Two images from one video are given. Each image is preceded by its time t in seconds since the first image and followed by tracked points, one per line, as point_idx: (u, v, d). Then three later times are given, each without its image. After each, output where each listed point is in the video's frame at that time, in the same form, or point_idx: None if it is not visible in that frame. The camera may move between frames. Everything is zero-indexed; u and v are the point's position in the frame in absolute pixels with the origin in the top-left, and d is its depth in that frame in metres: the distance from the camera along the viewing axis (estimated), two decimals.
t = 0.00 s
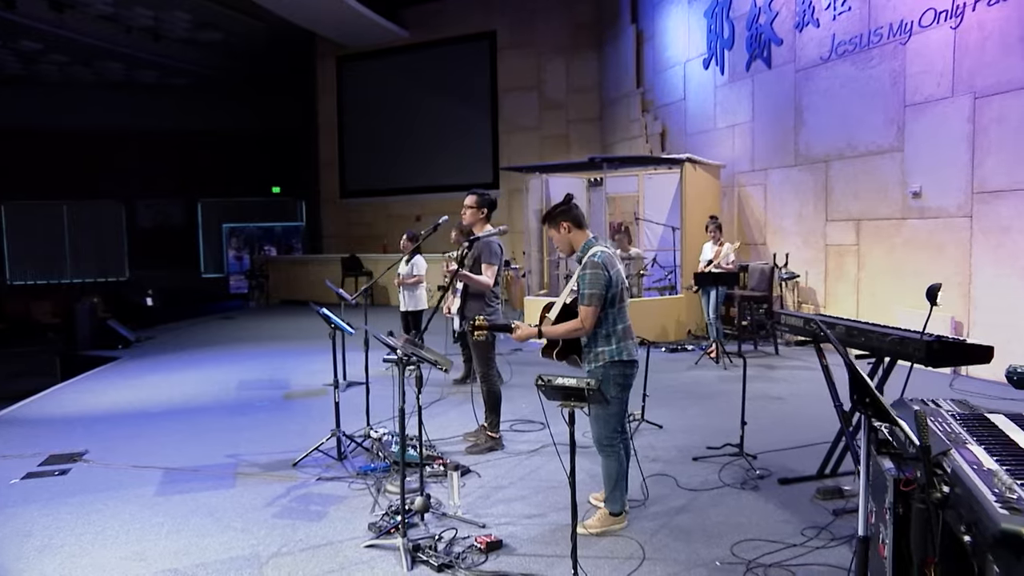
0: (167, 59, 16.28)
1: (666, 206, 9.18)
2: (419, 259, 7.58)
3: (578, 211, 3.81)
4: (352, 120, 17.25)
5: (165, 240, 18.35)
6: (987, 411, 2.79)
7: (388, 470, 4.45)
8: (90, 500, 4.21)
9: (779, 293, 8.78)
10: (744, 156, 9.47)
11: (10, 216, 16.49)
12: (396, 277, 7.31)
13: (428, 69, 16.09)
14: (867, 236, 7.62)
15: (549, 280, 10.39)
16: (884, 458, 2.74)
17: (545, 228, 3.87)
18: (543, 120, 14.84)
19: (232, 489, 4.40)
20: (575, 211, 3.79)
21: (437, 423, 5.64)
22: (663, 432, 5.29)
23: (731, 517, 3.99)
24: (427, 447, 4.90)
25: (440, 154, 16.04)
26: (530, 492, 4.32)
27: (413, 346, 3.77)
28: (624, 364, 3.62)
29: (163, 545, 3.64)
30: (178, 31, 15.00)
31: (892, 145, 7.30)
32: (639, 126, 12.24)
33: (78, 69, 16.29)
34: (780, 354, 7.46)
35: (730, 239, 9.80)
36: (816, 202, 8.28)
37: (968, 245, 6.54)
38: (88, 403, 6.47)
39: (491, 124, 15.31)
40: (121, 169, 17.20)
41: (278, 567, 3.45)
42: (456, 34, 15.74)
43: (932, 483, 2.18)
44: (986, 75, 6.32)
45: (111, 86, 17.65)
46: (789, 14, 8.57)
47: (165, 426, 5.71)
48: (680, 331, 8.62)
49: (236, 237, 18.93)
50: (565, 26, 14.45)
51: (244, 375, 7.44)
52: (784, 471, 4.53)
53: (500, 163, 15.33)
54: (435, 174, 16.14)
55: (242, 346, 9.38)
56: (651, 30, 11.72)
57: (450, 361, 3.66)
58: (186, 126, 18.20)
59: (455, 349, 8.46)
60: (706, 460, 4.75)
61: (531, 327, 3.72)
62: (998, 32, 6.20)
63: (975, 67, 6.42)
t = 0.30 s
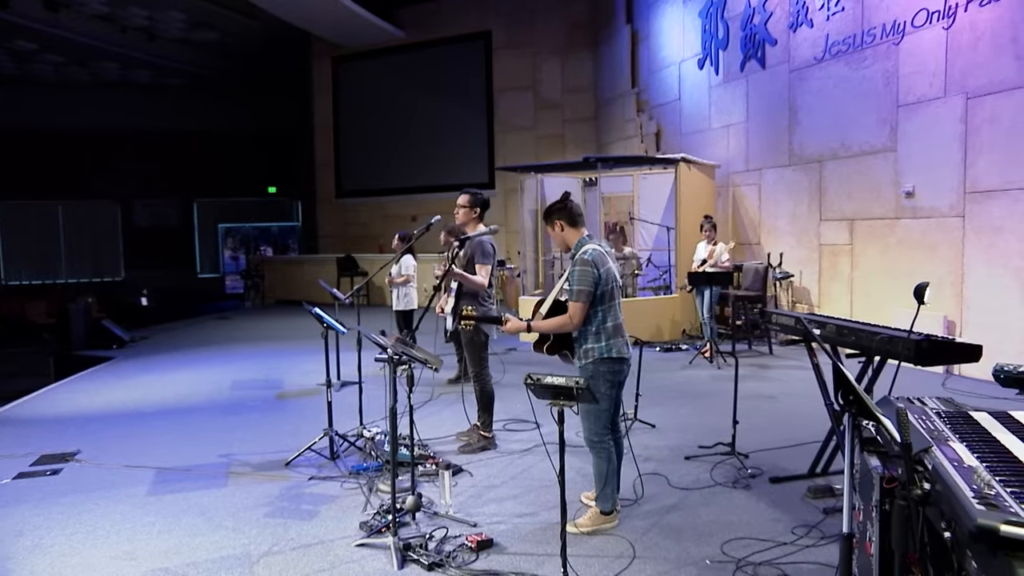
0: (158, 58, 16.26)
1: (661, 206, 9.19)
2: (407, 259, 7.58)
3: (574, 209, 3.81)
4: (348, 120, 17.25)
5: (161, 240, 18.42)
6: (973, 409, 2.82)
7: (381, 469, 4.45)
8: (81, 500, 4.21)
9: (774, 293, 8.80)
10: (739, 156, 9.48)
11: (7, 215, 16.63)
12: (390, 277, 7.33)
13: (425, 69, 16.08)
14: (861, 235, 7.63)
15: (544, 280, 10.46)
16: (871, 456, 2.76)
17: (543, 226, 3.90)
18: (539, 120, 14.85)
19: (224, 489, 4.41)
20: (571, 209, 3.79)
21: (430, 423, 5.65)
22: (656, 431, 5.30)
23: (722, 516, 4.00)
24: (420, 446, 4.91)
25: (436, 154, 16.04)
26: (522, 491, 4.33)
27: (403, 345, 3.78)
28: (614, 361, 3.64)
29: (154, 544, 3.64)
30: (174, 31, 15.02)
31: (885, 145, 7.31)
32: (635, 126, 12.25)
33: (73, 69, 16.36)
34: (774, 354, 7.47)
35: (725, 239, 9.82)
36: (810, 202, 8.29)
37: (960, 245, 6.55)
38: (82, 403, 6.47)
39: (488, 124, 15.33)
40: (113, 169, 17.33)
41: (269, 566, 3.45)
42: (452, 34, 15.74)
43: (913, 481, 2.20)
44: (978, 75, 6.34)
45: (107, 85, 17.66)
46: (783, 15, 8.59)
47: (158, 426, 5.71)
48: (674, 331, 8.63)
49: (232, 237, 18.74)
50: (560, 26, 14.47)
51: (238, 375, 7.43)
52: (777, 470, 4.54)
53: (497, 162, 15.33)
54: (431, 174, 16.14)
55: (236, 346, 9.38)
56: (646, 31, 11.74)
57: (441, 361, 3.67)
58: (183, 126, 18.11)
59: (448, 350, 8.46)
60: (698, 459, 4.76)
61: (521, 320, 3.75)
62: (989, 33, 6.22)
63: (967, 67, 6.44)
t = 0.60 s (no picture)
0: (164, 63, 16.39)
1: (655, 206, 9.34)
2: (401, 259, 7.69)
3: (563, 213, 3.91)
4: (347, 123, 17.33)
5: (164, 242, 18.47)
6: (950, 406, 2.90)
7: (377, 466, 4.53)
8: (84, 495, 4.29)
9: (765, 292, 8.89)
10: (731, 158, 9.57)
11: (13, 217, 16.67)
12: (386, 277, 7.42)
13: (424, 73, 16.17)
14: (850, 236, 7.73)
15: (541, 280, 10.58)
16: (853, 451, 2.85)
17: (533, 230, 3.99)
18: (535, 123, 14.94)
19: (223, 484, 4.49)
20: (559, 213, 3.88)
21: (426, 420, 5.76)
22: (648, 428, 5.39)
23: (711, 511, 4.09)
24: (415, 444, 4.99)
25: (434, 155, 16.14)
26: (515, 487, 4.41)
27: (398, 344, 3.86)
28: (608, 356, 3.71)
29: (155, 539, 3.72)
30: (176, 35, 15.13)
31: (874, 148, 7.40)
32: (629, 129, 12.33)
33: (79, 74, 16.38)
34: (765, 352, 7.57)
35: (717, 240, 9.92)
36: (800, 203, 8.39)
37: (946, 245, 6.66)
38: (85, 401, 6.55)
39: (485, 127, 15.43)
40: (125, 171, 17.45)
41: (266, 560, 3.54)
42: (451, 38, 15.82)
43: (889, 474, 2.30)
44: (963, 80, 6.44)
45: (110, 90, 17.56)
46: (774, 20, 8.68)
47: (159, 423, 5.79)
48: (667, 330, 8.72)
49: (234, 237, 18.82)
50: (557, 30, 14.55)
51: (238, 373, 7.52)
52: (765, 466, 4.62)
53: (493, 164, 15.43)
54: (429, 175, 16.25)
55: (236, 345, 9.46)
56: (640, 34, 11.85)
57: (434, 360, 3.77)
58: (180, 129, 18.07)
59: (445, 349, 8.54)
60: (689, 456, 4.85)
61: (514, 320, 3.85)
62: (974, 39, 6.32)
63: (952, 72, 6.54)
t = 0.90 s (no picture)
0: (174, 71, 16.45)
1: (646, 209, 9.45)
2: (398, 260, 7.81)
3: (556, 215, 4.05)
4: (349, 128, 17.60)
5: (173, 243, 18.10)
6: (919, 399, 3.01)
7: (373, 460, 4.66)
8: (92, 487, 4.42)
9: (751, 292, 9.07)
10: (719, 162, 9.74)
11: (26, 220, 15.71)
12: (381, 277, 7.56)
13: (424, 81, 16.29)
14: (833, 238, 7.90)
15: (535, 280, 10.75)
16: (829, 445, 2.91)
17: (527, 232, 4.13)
18: (530, 128, 15.11)
19: (225, 477, 4.62)
20: (553, 215, 4.03)
21: (423, 415, 5.90)
22: (637, 423, 5.54)
23: (695, 502, 4.24)
24: (412, 439, 5.11)
25: (429, 159, 16.30)
26: (507, 480, 4.55)
27: (392, 342, 4.01)
28: (596, 351, 3.86)
29: (158, 530, 3.87)
30: (184, 44, 15.53)
31: (855, 152, 7.58)
32: (621, 134, 12.49)
33: (90, 80, 15.64)
34: (751, 350, 7.76)
35: (706, 242, 10.10)
36: (785, 206, 8.57)
37: (923, 247, 6.84)
38: (92, 397, 6.65)
39: (480, 131, 15.60)
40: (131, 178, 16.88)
41: (266, 550, 3.68)
42: (449, 45, 15.97)
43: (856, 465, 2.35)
44: (939, 88, 6.62)
45: (118, 95, 16.58)
46: (759, 29, 8.86)
47: (165, 419, 5.90)
48: (658, 329, 8.88)
49: (239, 240, 18.71)
50: (551, 41, 14.74)
51: (242, 371, 7.63)
52: (748, 460, 4.78)
53: (488, 168, 15.60)
54: (425, 178, 16.41)
55: (237, 343, 9.55)
56: (632, 43, 12.03)
57: (427, 357, 3.93)
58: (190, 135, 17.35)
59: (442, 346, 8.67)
60: (676, 450, 5.00)
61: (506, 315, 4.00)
62: (949, 49, 6.51)
63: (929, 80, 6.72)
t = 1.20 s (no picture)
0: (177, 76, 16.42)
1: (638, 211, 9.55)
2: (394, 261, 7.90)
3: (547, 215, 4.14)
4: (346, 130, 17.47)
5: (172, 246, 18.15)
6: (892, 395, 3.09)
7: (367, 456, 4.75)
8: (91, 483, 4.49)
9: (739, 292, 9.18)
10: (708, 164, 9.86)
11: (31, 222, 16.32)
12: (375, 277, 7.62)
13: (419, 84, 16.38)
14: (819, 239, 8.01)
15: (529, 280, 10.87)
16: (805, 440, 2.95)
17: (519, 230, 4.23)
18: (523, 131, 15.21)
19: (222, 473, 4.70)
20: (543, 215, 4.12)
21: (415, 412, 6.00)
22: (625, 420, 5.63)
23: (682, 497, 4.33)
24: (405, 436, 5.18)
25: (423, 161, 16.39)
26: (497, 476, 4.64)
27: (383, 341, 4.09)
28: (583, 350, 3.95)
29: (155, 525, 3.95)
30: (185, 50, 15.47)
31: (839, 155, 7.70)
32: (613, 137, 12.59)
33: (94, 85, 16.02)
34: (739, 348, 7.87)
35: (695, 243, 10.21)
36: (772, 208, 8.69)
37: (905, 247, 6.96)
38: (91, 395, 6.71)
39: (475, 134, 15.69)
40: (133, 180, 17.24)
41: (260, 544, 3.77)
42: (444, 50, 16.06)
43: (830, 460, 2.34)
44: (920, 93, 6.74)
45: (122, 100, 17.17)
46: (747, 35, 8.99)
47: (163, 416, 5.97)
48: (648, 328, 8.96)
49: (240, 241, 18.40)
50: (544, 45, 14.85)
51: (239, 369, 7.70)
52: (734, 455, 4.87)
53: (481, 170, 15.69)
54: (419, 181, 16.49)
55: (234, 342, 9.62)
56: (623, 48, 12.15)
57: (417, 356, 4.02)
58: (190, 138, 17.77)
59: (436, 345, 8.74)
60: (663, 446, 5.09)
61: (495, 314, 4.08)
62: (929, 56, 6.63)
63: (910, 85, 6.84)
